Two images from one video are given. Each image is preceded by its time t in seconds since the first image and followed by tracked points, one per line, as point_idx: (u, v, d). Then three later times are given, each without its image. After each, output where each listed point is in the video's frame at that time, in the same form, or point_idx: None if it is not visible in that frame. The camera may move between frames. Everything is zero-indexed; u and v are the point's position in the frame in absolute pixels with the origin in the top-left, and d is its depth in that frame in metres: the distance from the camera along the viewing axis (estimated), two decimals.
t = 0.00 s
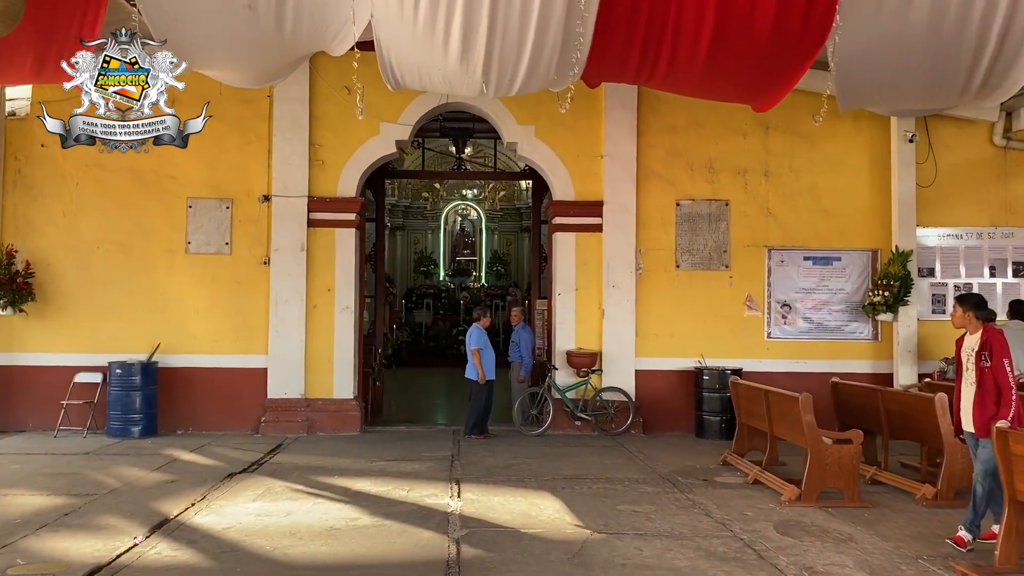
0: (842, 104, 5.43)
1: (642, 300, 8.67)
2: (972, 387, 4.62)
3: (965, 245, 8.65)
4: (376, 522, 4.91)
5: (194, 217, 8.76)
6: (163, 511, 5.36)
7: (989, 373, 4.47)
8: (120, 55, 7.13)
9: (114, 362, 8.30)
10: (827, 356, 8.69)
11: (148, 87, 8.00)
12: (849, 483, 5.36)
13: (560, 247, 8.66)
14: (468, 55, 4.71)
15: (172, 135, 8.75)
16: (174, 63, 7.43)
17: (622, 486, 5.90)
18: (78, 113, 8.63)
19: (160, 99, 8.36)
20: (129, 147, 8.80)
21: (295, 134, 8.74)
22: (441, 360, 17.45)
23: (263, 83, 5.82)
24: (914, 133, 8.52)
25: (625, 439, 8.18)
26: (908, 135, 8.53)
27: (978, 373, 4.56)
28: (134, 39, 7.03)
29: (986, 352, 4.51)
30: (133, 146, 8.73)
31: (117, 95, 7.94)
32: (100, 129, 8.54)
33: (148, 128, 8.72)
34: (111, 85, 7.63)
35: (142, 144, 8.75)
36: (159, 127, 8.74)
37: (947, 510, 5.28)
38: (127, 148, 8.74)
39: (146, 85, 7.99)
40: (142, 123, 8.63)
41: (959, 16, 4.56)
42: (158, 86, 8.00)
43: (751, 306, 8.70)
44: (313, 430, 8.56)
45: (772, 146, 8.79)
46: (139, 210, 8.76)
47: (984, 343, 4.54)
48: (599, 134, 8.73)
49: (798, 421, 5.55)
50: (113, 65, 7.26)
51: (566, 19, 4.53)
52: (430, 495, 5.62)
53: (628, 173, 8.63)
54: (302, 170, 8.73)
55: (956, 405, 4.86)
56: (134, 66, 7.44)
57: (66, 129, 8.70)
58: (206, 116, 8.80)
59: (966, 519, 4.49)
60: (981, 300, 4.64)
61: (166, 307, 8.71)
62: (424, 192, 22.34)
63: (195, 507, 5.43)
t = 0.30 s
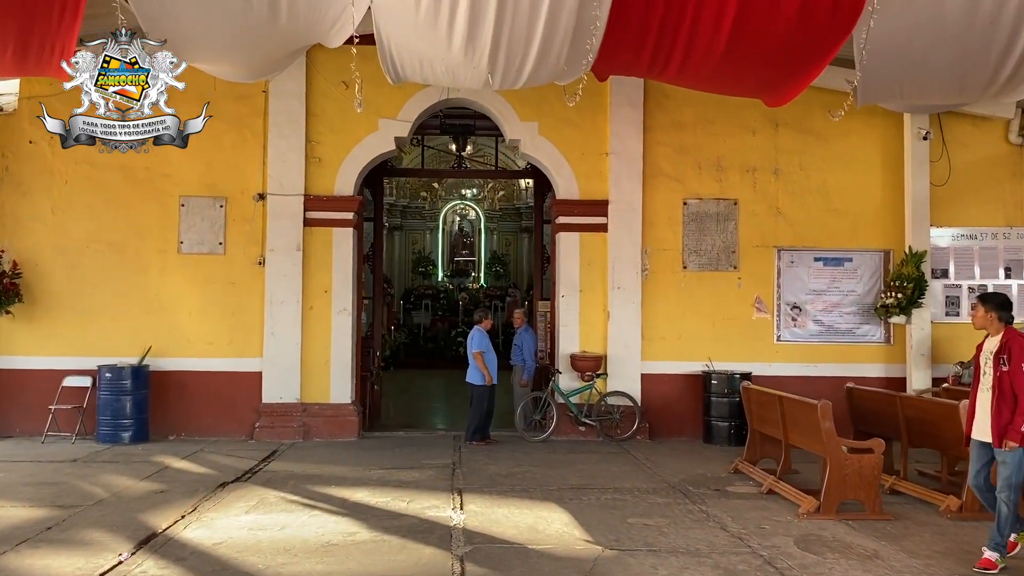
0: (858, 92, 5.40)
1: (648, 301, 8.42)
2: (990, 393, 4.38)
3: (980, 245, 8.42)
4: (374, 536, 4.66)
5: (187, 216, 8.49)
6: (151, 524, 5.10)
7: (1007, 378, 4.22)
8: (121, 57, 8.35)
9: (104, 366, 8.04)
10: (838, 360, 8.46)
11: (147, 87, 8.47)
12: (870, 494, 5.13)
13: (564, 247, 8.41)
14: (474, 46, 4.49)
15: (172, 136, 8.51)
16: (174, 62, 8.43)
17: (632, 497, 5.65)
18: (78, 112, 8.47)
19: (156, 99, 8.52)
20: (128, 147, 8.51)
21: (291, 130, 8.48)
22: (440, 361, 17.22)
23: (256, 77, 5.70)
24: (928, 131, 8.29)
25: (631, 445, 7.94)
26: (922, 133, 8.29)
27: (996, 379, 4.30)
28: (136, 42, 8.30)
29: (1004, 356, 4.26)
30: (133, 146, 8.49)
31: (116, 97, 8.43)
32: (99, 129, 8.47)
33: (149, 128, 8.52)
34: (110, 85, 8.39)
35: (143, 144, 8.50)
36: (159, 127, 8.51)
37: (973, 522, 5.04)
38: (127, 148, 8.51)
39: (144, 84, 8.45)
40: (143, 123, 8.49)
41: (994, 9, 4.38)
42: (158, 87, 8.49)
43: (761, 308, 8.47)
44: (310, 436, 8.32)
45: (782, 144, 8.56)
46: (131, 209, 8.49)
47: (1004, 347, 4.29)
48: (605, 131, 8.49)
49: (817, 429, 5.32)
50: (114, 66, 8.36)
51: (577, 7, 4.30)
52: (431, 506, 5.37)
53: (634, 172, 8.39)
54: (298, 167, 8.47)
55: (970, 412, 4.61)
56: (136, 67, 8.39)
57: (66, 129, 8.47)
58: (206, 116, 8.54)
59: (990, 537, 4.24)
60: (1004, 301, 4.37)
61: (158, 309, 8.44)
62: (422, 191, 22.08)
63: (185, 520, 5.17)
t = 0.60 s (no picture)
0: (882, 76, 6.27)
1: (654, 299, 8.19)
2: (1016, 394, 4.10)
3: (995, 242, 8.22)
4: (372, 547, 4.41)
5: (179, 212, 8.23)
6: (137, 533, 4.85)
7: None
8: (121, 57, 8.19)
9: (92, 367, 7.78)
10: (849, 360, 8.24)
11: (147, 87, 8.25)
12: (892, 501, 4.90)
13: (567, 244, 8.17)
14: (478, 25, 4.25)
15: (172, 136, 8.26)
16: (174, 62, 8.24)
17: (642, 504, 5.41)
18: (78, 111, 8.23)
19: (156, 99, 8.29)
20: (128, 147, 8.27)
21: (286, 123, 8.22)
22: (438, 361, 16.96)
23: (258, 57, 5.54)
24: (941, 124, 8.07)
25: (637, 448, 7.70)
26: (936, 127, 8.07)
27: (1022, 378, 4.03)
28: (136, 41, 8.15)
29: None
30: (133, 146, 8.24)
31: (116, 97, 8.22)
32: (99, 129, 8.22)
33: (149, 129, 8.27)
34: (110, 85, 8.18)
35: (143, 145, 8.24)
36: (159, 127, 8.26)
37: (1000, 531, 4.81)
38: (127, 148, 8.25)
39: (144, 84, 8.23)
40: (142, 123, 8.25)
41: None
42: (158, 87, 8.26)
43: (770, 307, 8.24)
44: (305, 438, 8.06)
45: (791, 138, 8.33)
46: (121, 204, 8.23)
47: None
48: (610, 125, 8.25)
49: (836, 433, 5.08)
50: (114, 66, 8.19)
51: None
52: (432, 514, 5.12)
53: (640, 166, 8.15)
54: (294, 161, 8.21)
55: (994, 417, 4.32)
56: (136, 67, 8.19)
57: (66, 129, 8.21)
58: (206, 116, 8.28)
59: None
60: None
61: (149, 308, 8.18)
62: (421, 189, 21.84)
63: (172, 529, 4.91)
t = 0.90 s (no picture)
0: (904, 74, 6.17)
1: (661, 299, 7.93)
2: None
3: (1013, 240, 7.98)
4: (371, 564, 4.15)
5: (170, 209, 7.95)
6: (121, 548, 4.58)
7: None
8: (121, 57, 7.76)
9: (80, 369, 7.50)
10: (862, 362, 7.99)
11: (146, 86, 7.89)
12: (919, 512, 4.65)
13: (571, 242, 7.91)
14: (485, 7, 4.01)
15: (172, 136, 7.97)
16: (174, 62, 7.91)
17: (654, 515, 5.15)
18: (77, 111, 7.93)
19: (157, 99, 7.97)
20: (128, 147, 7.97)
21: (281, 117, 7.94)
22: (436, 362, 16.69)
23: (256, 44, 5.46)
24: (958, 119, 7.90)
25: (644, 453, 7.45)
26: (952, 121, 7.91)
27: None
28: (135, 40, 7.68)
29: None
30: (133, 146, 7.96)
31: (114, 96, 7.87)
32: (99, 129, 7.91)
33: (149, 129, 7.98)
34: (109, 84, 7.83)
35: (144, 143, 7.97)
36: (159, 127, 7.97)
37: None
38: (127, 148, 7.96)
39: (144, 83, 7.87)
40: (142, 123, 7.95)
41: None
42: (158, 87, 7.92)
43: (780, 308, 7.99)
44: (301, 443, 7.79)
45: (802, 133, 8.09)
46: (110, 201, 7.95)
47: None
48: (616, 119, 7.99)
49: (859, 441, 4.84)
50: (114, 66, 7.79)
51: None
52: (434, 526, 4.84)
53: (646, 162, 7.90)
54: (289, 157, 7.94)
55: None
56: (135, 66, 7.80)
57: (66, 129, 7.92)
58: (206, 115, 8.00)
59: None
60: None
61: (140, 309, 7.90)
62: (418, 188, 21.56)
63: (159, 544, 4.64)
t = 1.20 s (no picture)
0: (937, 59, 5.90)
1: (671, 297, 7.69)
2: None
3: None
4: None
5: (164, 205, 7.68)
6: (111, 559, 4.33)
7: None
8: (121, 57, 7.72)
9: (70, 370, 7.24)
10: (878, 361, 7.76)
11: (146, 86, 7.74)
12: (952, 520, 4.43)
13: (578, 238, 7.67)
14: None
15: (172, 136, 7.71)
16: (174, 62, 7.76)
17: (671, 523, 4.90)
18: (78, 111, 7.68)
19: (157, 99, 7.76)
20: (128, 147, 7.70)
21: (278, 110, 7.69)
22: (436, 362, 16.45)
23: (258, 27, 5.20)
24: (976, 111, 7.68)
25: (654, 456, 7.21)
26: (970, 113, 7.69)
27: None
28: (136, 40, 7.73)
29: None
30: (133, 146, 7.69)
31: (114, 97, 7.70)
32: (99, 129, 7.68)
33: (149, 129, 7.72)
34: (109, 84, 7.69)
35: (144, 146, 7.70)
36: (159, 127, 7.71)
37: None
38: (127, 148, 7.70)
39: (144, 82, 7.74)
40: (142, 123, 7.70)
41: None
42: (158, 87, 7.74)
43: (794, 306, 7.75)
44: (300, 446, 7.55)
45: (816, 125, 7.86)
46: (101, 196, 7.67)
47: None
48: (624, 111, 7.75)
49: (888, 443, 4.61)
50: (114, 65, 7.70)
51: None
52: (441, 535, 4.59)
53: (656, 155, 7.66)
54: (287, 150, 7.68)
55: None
56: (134, 65, 7.73)
57: (65, 129, 7.66)
58: (206, 115, 7.75)
59: None
60: None
61: (133, 308, 7.63)
62: (417, 186, 21.29)
63: (151, 555, 4.40)
